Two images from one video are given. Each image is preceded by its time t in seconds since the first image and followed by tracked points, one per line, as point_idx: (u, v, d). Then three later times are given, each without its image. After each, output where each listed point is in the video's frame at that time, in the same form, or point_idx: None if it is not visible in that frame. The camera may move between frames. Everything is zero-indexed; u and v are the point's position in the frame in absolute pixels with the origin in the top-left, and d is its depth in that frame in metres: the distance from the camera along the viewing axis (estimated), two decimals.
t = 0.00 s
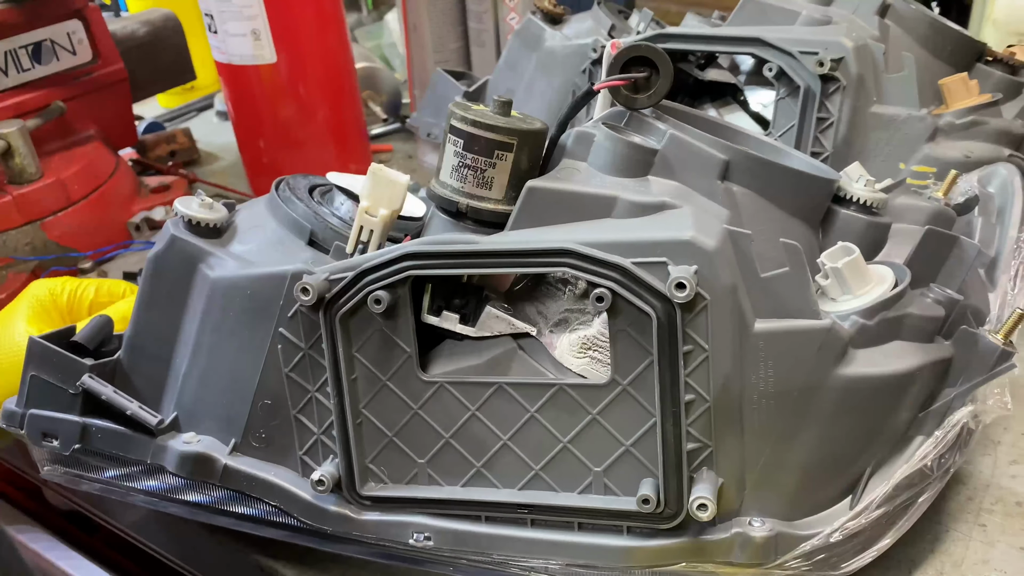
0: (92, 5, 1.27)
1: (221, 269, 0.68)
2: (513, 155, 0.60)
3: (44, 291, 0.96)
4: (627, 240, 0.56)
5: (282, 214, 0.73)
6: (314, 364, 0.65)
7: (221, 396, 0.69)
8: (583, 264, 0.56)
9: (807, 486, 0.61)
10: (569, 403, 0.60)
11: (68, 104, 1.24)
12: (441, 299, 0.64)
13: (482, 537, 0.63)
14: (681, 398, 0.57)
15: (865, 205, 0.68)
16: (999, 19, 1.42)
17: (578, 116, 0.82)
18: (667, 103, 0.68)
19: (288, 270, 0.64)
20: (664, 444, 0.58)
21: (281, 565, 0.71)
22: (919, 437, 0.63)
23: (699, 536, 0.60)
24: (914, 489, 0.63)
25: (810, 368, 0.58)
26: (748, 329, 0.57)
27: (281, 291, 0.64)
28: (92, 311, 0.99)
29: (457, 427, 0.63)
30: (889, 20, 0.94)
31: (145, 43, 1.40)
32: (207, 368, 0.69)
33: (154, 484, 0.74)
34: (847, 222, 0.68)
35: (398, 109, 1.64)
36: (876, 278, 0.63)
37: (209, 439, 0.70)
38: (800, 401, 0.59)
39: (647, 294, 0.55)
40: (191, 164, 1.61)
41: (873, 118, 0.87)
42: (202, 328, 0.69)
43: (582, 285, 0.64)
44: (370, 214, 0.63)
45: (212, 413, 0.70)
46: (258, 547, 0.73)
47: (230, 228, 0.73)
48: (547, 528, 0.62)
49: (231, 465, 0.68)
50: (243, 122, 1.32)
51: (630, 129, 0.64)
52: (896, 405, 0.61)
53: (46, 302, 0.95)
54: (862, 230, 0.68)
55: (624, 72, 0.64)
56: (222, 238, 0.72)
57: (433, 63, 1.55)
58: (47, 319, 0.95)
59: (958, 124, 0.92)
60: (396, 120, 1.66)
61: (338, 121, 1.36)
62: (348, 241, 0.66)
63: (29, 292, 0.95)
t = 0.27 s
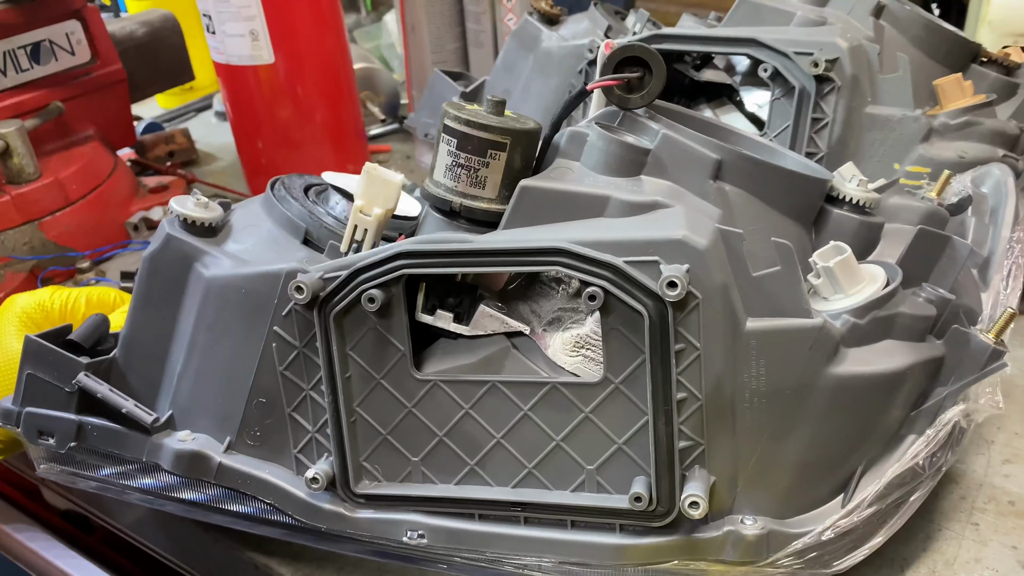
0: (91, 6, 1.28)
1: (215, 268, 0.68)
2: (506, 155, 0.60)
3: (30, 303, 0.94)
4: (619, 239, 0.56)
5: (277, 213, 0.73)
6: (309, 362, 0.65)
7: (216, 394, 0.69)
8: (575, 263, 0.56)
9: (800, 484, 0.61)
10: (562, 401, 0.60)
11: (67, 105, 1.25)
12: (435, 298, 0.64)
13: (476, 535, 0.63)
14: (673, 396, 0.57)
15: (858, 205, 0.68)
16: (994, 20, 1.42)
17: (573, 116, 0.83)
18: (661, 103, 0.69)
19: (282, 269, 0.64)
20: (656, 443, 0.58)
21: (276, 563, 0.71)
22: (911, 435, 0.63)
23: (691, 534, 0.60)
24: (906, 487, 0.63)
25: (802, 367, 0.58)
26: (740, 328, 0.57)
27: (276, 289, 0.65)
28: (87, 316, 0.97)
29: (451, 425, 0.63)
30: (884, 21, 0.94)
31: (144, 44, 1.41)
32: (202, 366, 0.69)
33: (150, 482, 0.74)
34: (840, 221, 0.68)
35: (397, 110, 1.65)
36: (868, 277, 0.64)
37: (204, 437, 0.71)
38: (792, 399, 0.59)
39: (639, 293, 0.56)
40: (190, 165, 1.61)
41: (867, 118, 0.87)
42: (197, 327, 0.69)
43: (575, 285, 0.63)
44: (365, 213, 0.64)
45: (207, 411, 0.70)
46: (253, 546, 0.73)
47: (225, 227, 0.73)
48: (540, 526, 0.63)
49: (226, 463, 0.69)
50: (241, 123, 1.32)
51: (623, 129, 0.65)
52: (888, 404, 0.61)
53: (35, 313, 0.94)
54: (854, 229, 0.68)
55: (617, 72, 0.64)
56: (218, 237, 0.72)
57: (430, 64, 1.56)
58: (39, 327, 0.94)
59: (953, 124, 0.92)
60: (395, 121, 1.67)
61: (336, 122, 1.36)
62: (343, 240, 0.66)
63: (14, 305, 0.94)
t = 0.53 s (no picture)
0: (92, 6, 1.28)
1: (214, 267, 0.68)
2: (504, 155, 0.61)
3: (24, 306, 0.94)
4: (617, 239, 0.56)
5: (276, 212, 0.74)
6: (307, 362, 0.65)
7: (215, 393, 0.69)
8: (573, 263, 0.56)
9: (797, 484, 0.61)
10: (559, 401, 0.60)
11: (68, 104, 1.25)
12: (434, 298, 0.64)
13: (473, 535, 0.63)
14: (670, 396, 0.57)
15: (856, 205, 0.68)
16: (993, 21, 1.42)
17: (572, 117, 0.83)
18: (659, 103, 0.69)
19: (281, 269, 0.64)
20: (654, 443, 0.58)
21: (275, 562, 0.72)
22: (908, 436, 0.63)
23: (688, 534, 0.60)
24: (904, 488, 0.63)
25: (799, 367, 0.58)
26: (737, 328, 0.57)
27: (275, 288, 0.65)
28: (83, 317, 0.97)
29: (449, 425, 0.63)
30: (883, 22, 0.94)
31: (145, 44, 1.41)
32: (201, 365, 0.70)
33: (149, 481, 0.74)
34: (838, 222, 0.68)
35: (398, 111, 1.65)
36: (865, 277, 0.64)
37: (202, 436, 0.71)
38: (789, 399, 0.59)
39: (636, 293, 0.56)
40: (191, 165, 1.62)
41: (867, 119, 0.87)
42: (196, 326, 0.69)
43: (573, 285, 0.64)
44: (363, 213, 0.64)
45: (206, 410, 0.70)
46: (252, 545, 0.73)
47: (224, 227, 0.73)
48: (538, 525, 0.63)
49: (224, 462, 0.69)
50: (241, 123, 1.33)
51: (621, 129, 0.65)
52: (886, 404, 0.62)
53: (30, 316, 0.94)
54: (853, 230, 0.68)
55: (615, 72, 0.64)
56: (217, 236, 0.72)
57: (431, 65, 1.56)
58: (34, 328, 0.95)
59: (952, 125, 0.93)
60: (396, 121, 1.67)
61: (337, 122, 1.37)
62: (341, 239, 0.66)
63: (8, 309, 0.94)
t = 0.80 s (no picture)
0: (95, 6, 1.28)
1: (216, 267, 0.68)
2: (506, 155, 0.61)
3: (29, 308, 0.94)
4: (618, 241, 0.56)
5: (277, 213, 0.74)
6: (308, 362, 0.65)
7: (216, 393, 0.69)
8: (574, 264, 0.56)
9: (798, 486, 0.61)
10: (560, 402, 0.60)
11: (71, 104, 1.25)
12: (435, 299, 0.64)
13: (474, 536, 0.63)
14: (671, 397, 0.57)
15: (858, 207, 0.68)
16: (996, 22, 1.42)
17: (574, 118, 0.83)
18: (661, 104, 0.69)
19: (282, 269, 0.64)
20: (655, 444, 0.58)
21: (276, 562, 0.71)
22: (910, 438, 0.63)
23: (689, 536, 0.60)
24: (905, 491, 0.63)
25: (800, 369, 0.58)
26: (739, 330, 0.57)
27: (276, 289, 0.65)
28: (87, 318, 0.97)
29: (450, 426, 0.63)
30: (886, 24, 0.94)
31: (148, 44, 1.41)
32: (202, 365, 0.70)
33: (150, 481, 0.74)
34: (840, 223, 0.68)
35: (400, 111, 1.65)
36: (867, 279, 0.64)
37: (203, 436, 0.71)
38: (790, 401, 0.59)
39: (637, 294, 0.56)
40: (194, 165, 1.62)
41: (869, 120, 0.87)
42: (197, 326, 0.69)
43: (574, 286, 0.64)
44: (364, 213, 0.64)
45: (207, 411, 0.70)
46: (253, 545, 0.73)
47: (226, 227, 0.73)
48: (538, 527, 0.63)
49: (225, 462, 0.69)
50: (244, 124, 1.33)
51: (622, 130, 0.65)
52: (887, 406, 0.61)
53: (34, 318, 0.94)
54: (854, 232, 0.68)
55: (617, 73, 0.64)
56: (218, 236, 0.72)
57: (434, 65, 1.56)
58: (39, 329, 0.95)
59: (955, 127, 0.92)
60: (398, 122, 1.67)
61: (340, 122, 1.37)
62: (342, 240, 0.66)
63: (12, 313, 0.94)
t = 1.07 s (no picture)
0: (93, 3, 1.28)
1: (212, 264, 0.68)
2: (502, 152, 0.60)
3: (34, 305, 0.94)
4: (615, 237, 0.56)
5: (274, 209, 0.73)
6: (304, 359, 0.65)
7: (212, 390, 0.69)
8: (570, 260, 0.56)
9: (796, 484, 0.61)
10: (557, 399, 0.60)
11: (69, 102, 1.25)
12: (432, 296, 0.64)
13: (470, 534, 0.63)
14: (669, 395, 0.57)
15: (857, 204, 0.68)
16: (997, 20, 1.41)
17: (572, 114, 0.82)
18: (659, 100, 0.68)
19: (278, 266, 0.64)
20: (652, 441, 0.58)
21: (272, 560, 0.71)
22: (909, 436, 0.63)
23: (686, 533, 0.60)
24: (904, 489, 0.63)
25: (798, 366, 0.58)
26: (736, 327, 0.57)
27: (271, 285, 0.64)
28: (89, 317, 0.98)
29: (446, 423, 0.63)
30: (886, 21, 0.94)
31: (146, 42, 1.41)
32: (198, 362, 0.69)
33: (146, 479, 0.74)
34: (839, 220, 0.68)
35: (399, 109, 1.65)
36: (865, 276, 0.63)
37: (199, 434, 0.70)
38: (788, 398, 0.59)
39: (634, 291, 0.55)
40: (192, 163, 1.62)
41: (869, 118, 0.87)
42: (193, 323, 0.69)
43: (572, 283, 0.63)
44: (361, 210, 0.64)
45: (203, 408, 0.70)
46: (249, 543, 0.73)
47: (222, 224, 0.73)
48: (535, 524, 0.62)
49: (221, 459, 0.69)
50: (242, 122, 1.32)
51: (620, 126, 0.64)
52: (886, 404, 0.61)
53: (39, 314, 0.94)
54: (853, 229, 0.68)
55: (614, 69, 0.64)
56: (215, 233, 0.72)
57: (433, 63, 1.56)
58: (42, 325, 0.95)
59: (954, 124, 0.92)
60: (397, 120, 1.67)
61: (338, 120, 1.36)
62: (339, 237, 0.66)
63: (16, 312, 0.93)
